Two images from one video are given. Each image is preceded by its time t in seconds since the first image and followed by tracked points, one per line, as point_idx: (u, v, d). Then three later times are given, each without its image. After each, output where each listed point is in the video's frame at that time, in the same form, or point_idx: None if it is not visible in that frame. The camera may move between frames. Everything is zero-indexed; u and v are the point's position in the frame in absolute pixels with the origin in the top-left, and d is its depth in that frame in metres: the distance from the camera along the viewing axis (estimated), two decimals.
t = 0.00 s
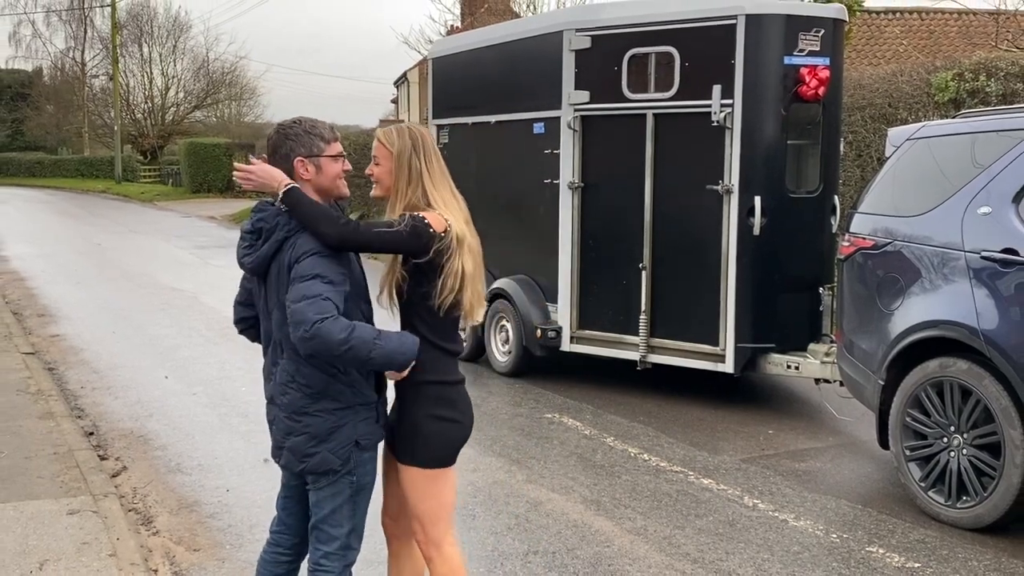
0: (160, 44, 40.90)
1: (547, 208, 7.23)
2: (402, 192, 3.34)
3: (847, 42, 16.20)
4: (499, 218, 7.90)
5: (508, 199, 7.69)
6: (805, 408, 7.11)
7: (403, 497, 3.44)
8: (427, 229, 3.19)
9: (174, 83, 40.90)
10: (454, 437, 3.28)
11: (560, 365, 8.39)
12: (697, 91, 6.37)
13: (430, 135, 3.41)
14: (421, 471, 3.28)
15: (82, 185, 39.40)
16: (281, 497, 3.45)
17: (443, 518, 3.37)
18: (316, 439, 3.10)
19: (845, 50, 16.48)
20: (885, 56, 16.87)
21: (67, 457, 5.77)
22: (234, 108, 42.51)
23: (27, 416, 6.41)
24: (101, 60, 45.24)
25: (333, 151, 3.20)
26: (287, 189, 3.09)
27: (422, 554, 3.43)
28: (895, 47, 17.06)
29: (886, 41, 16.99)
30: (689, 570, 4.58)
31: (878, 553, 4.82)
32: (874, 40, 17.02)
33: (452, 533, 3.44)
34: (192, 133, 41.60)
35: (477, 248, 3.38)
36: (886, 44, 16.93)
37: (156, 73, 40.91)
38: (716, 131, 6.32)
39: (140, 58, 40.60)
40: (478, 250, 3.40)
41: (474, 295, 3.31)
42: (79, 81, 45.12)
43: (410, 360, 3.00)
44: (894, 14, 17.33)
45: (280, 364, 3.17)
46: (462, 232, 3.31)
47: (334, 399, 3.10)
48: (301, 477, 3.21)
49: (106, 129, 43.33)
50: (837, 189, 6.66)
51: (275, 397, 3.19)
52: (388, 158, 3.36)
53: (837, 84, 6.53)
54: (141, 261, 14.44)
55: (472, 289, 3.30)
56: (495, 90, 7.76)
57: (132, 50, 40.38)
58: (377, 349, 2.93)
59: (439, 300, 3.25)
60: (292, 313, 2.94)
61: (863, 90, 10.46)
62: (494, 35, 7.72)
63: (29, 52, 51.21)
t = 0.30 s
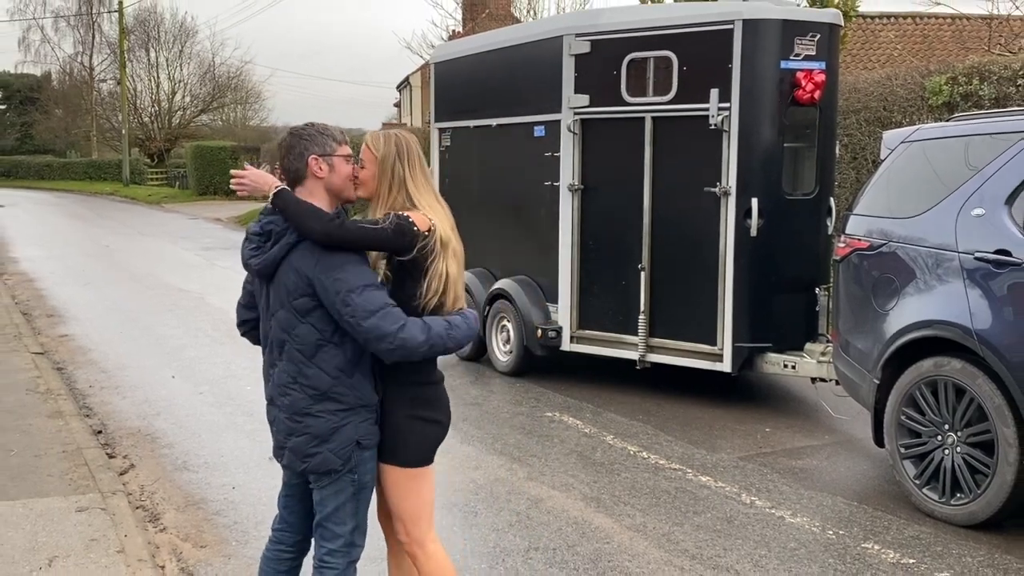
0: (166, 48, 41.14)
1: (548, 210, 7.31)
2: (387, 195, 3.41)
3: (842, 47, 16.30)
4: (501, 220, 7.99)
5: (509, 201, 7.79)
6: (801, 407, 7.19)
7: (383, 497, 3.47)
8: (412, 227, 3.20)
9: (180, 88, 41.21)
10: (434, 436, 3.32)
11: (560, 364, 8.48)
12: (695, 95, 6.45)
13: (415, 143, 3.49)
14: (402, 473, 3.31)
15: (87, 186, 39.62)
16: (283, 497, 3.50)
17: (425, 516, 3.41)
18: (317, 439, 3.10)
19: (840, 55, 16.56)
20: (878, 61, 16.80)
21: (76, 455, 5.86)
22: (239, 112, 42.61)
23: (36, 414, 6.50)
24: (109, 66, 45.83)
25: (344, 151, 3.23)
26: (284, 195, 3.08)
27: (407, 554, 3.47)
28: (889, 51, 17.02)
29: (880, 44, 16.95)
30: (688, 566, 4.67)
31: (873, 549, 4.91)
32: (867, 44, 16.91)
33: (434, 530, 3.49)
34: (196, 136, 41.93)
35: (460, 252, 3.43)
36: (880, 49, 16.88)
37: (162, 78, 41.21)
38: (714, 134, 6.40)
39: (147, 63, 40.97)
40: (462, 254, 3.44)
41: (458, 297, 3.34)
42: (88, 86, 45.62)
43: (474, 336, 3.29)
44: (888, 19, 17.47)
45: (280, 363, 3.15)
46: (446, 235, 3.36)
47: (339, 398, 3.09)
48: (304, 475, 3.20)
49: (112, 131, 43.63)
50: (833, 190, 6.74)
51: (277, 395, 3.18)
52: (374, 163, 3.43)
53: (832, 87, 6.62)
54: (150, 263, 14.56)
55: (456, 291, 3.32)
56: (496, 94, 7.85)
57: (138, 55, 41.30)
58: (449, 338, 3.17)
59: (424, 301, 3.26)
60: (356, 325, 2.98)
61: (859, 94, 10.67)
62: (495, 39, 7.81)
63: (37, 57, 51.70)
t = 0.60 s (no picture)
0: (179, 58, 42.92)
1: (548, 212, 7.51)
2: (405, 199, 3.50)
3: (832, 55, 16.60)
4: (502, 223, 8.18)
5: (510, 204, 7.98)
6: (793, 403, 7.38)
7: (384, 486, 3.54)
8: (420, 233, 3.22)
9: (194, 95, 42.81)
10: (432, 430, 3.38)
11: (559, 362, 8.68)
12: (689, 102, 6.63)
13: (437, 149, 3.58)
14: (403, 464, 3.37)
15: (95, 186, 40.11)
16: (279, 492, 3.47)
17: (425, 505, 3.50)
18: (328, 431, 3.10)
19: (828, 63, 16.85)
20: (866, 69, 17.02)
21: (92, 449, 6.08)
22: (248, 119, 44.07)
23: (53, 410, 6.71)
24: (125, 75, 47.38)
25: (365, 155, 3.34)
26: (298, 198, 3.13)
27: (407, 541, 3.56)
28: (877, 60, 17.29)
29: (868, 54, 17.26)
30: (683, 556, 4.87)
31: (862, 539, 5.11)
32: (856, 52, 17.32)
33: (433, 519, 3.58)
34: (208, 144, 43.40)
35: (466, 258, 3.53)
36: (868, 58, 17.19)
37: (175, 86, 42.97)
38: (707, 140, 6.59)
39: (161, 71, 42.69)
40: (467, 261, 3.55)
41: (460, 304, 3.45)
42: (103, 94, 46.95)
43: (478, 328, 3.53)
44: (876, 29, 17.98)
45: (292, 357, 3.11)
46: (455, 242, 3.46)
47: (351, 393, 3.12)
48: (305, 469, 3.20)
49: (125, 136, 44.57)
50: (823, 194, 6.92)
51: (283, 392, 3.14)
52: (396, 165, 3.51)
53: (823, 95, 6.80)
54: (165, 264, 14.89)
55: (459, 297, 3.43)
56: (497, 101, 8.05)
57: (151, 63, 43.06)
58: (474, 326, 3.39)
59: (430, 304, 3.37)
60: (415, 310, 3.11)
61: (847, 100, 10.90)
62: (495, 48, 8.01)
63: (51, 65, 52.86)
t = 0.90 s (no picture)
0: (196, 72, 45.45)
1: (545, 215, 7.83)
2: (420, 205, 3.66)
3: (816, 66, 17.22)
4: (502, 225, 8.51)
5: (510, 207, 8.31)
6: (777, 396, 7.72)
7: (392, 476, 3.77)
8: (432, 240, 3.43)
9: (207, 104, 45.52)
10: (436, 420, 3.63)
11: (556, 357, 9.00)
12: (679, 111, 6.94)
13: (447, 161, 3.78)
14: (413, 453, 3.61)
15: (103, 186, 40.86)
16: (285, 485, 3.65)
17: (431, 493, 3.74)
18: (338, 423, 3.34)
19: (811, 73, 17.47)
20: (846, 80, 17.71)
21: (113, 441, 6.41)
22: (260, 127, 46.23)
23: (77, 403, 7.05)
24: (146, 85, 49.57)
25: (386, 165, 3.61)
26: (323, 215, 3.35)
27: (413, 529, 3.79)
28: (857, 71, 17.87)
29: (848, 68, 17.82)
30: (672, 540, 5.20)
31: (843, 525, 5.44)
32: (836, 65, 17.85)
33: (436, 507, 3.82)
34: (224, 151, 46.03)
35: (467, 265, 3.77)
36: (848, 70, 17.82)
37: (192, 97, 45.54)
38: (696, 147, 6.90)
39: (180, 82, 45.16)
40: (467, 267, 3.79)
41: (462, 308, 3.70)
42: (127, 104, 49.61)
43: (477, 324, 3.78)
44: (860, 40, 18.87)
45: (309, 350, 3.33)
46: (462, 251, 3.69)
47: (363, 387, 3.36)
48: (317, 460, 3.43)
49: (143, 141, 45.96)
50: (805, 198, 7.25)
51: (295, 383, 3.34)
52: (413, 172, 3.68)
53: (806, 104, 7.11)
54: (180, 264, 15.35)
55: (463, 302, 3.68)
56: (496, 109, 8.38)
57: (169, 76, 45.40)
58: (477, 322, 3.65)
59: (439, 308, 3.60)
60: (428, 312, 3.36)
61: (828, 110, 11.56)
62: (495, 59, 8.34)
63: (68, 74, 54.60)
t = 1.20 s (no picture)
0: (205, 77, 47.89)
1: (543, 217, 8.05)
2: (408, 208, 3.66)
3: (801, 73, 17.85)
4: (501, 226, 8.71)
5: (508, 209, 8.53)
6: (765, 390, 7.96)
7: (393, 471, 3.85)
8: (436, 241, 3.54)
9: (215, 110, 48.04)
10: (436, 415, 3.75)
11: (552, 354, 9.23)
12: (671, 116, 7.16)
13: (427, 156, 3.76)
14: (420, 443, 3.71)
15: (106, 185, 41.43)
16: (297, 476, 3.74)
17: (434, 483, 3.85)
18: (338, 417, 3.39)
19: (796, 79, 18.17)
20: (833, 85, 19.10)
21: (125, 435, 6.62)
22: (268, 131, 48.34)
23: (90, 398, 7.28)
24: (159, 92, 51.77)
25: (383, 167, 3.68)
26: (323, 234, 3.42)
27: (417, 519, 3.88)
28: (843, 77, 19.31)
29: (835, 71, 19.32)
30: (665, 529, 5.42)
31: (830, 515, 5.65)
32: (824, 68, 19.30)
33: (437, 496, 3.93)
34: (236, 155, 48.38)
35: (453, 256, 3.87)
36: (835, 75, 19.26)
37: (200, 101, 47.92)
38: (688, 150, 7.12)
39: (189, 88, 47.56)
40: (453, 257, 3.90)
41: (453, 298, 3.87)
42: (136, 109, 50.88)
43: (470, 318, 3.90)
44: (842, 48, 19.62)
45: (311, 345, 3.40)
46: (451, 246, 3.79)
47: (363, 383, 3.43)
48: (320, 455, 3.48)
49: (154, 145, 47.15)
50: (793, 200, 7.48)
51: (298, 377, 3.41)
52: (401, 173, 3.65)
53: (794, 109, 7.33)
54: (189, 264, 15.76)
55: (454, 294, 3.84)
56: (494, 114, 8.61)
57: (179, 81, 47.75)
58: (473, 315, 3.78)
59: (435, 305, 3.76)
60: (430, 310, 3.49)
61: (815, 114, 11.84)
62: (492, 66, 8.58)
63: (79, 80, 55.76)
